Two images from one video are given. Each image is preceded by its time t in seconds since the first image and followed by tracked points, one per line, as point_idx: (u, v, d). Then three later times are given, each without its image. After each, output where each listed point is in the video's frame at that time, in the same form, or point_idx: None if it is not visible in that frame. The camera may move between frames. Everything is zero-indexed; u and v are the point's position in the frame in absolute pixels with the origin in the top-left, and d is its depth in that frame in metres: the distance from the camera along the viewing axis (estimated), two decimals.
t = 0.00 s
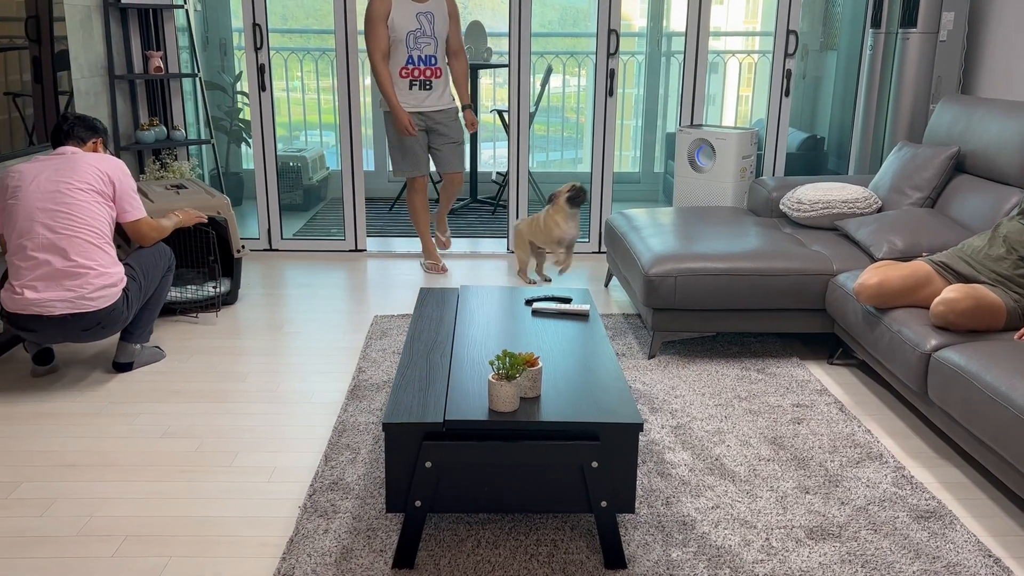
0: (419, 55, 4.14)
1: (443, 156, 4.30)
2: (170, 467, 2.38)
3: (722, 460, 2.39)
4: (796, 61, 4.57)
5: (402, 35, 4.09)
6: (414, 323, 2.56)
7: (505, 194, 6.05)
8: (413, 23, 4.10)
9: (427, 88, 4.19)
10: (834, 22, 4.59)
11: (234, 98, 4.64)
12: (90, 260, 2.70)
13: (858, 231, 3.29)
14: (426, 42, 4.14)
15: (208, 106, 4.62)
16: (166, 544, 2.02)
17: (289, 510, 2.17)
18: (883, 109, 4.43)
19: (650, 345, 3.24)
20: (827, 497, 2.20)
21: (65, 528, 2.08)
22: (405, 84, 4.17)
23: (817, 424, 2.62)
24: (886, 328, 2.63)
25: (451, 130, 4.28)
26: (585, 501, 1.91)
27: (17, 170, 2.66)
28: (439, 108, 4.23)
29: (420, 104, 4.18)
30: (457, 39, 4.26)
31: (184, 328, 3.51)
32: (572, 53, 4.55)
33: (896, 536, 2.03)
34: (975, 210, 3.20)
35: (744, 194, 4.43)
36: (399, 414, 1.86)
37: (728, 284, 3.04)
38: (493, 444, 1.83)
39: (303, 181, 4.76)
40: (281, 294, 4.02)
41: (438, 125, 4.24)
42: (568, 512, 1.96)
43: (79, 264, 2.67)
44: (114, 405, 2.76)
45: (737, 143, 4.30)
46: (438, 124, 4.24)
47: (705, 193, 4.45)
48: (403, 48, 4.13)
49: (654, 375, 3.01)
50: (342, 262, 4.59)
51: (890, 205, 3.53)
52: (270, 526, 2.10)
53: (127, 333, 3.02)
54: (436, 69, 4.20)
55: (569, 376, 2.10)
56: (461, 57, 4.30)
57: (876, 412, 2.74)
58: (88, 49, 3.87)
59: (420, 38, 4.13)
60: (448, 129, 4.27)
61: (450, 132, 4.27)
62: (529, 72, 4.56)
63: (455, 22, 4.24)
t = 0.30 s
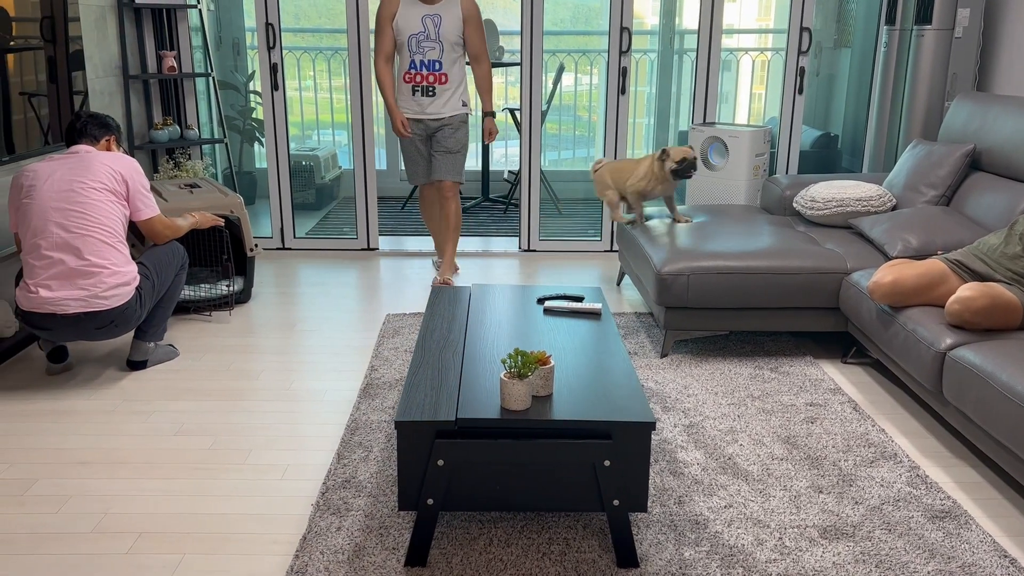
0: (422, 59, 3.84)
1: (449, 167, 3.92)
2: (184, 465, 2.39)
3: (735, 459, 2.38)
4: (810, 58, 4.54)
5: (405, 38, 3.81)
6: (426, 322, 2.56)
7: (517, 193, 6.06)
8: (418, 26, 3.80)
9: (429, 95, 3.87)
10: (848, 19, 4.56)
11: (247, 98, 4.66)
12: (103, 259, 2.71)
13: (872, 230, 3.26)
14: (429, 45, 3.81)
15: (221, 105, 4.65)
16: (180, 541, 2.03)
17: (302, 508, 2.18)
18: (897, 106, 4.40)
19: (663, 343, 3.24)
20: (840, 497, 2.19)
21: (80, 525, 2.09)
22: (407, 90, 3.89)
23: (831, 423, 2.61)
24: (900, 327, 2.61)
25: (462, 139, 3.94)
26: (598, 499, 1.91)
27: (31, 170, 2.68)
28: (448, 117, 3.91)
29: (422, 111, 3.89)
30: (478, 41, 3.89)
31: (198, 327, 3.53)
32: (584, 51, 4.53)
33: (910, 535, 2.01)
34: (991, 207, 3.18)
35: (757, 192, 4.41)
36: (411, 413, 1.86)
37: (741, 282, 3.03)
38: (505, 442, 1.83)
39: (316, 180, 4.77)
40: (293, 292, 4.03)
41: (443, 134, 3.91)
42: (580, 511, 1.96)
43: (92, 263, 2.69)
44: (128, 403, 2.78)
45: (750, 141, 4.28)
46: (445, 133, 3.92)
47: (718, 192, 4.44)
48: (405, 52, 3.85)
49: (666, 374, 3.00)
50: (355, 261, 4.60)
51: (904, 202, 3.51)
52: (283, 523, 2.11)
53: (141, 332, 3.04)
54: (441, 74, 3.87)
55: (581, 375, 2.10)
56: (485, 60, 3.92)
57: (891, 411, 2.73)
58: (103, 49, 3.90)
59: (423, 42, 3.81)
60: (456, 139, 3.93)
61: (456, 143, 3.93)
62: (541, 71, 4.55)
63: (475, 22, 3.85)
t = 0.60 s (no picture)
0: (419, 55, 3.66)
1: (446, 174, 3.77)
2: (197, 462, 2.41)
3: (746, 458, 2.37)
4: (822, 56, 4.52)
5: (405, 31, 3.67)
6: (438, 319, 2.57)
7: (528, 191, 6.06)
8: (419, 19, 3.63)
9: (426, 93, 3.69)
10: (861, 16, 4.53)
11: (259, 97, 4.67)
12: (117, 257, 2.73)
13: (885, 228, 3.25)
14: (427, 41, 3.64)
15: (233, 104, 4.66)
16: (195, 537, 2.04)
17: (314, 505, 2.19)
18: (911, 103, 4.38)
19: (674, 342, 3.23)
20: (853, 495, 2.18)
21: (96, 521, 2.11)
22: (406, 87, 3.73)
23: (843, 422, 2.60)
24: (914, 325, 2.60)
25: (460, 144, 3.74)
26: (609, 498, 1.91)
27: (45, 169, 2.70)
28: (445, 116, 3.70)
29: (419, 109, 3.70)
30: (484, 39, 3.62)
31: (211, 324, 3.55)
32: (596, 49, 4.52)
33: (924, 535, 2.00)
34: (1005, 206, 3.15)
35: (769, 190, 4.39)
36: (423, 411, 1.87)
37: (752, 280, 3.02)
38: (517, 440, 1.83)
39: (327, 178, 4.78)
40: (305, 290, 4.05)
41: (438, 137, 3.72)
42: (591, 508, 1.96)
43: (105, 261, 2.70)
44: (142, 400, 2.80)
45: (762, 138, 4.27)
46: (440, 136, 3.72)
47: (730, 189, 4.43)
48: (405, 47, 3.70)
49: (678, 372, 3.00)
50: (366, 259, 4.61)
51: (918, 200, 3.49)
52: (296, 520, 2.12)
53: (154, 329, 3.06)
54: (438, 73, 3.67)
55: (592, 373, 2.10)
56: (490, 61, 3.65)
57: (904, 410, 2.71)
58: (117, 48, 3.92)
59: (423, 37, 3.64)
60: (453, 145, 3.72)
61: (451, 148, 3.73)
62: (552, 69, 4.54)
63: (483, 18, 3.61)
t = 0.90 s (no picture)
0: (415, 58, 3.65)
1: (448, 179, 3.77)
2: (208, 459, 2.42)
3: (757, 456, 2.37)
4: (833, 53, 4.49)
5: (398, 35, 3.65)
6: (447, 317, 2.57)
7: (537, 189, 6.06)
8: (410, 21, 3.61)
9: (423, 95, 3.67)
10: (873, 13, 4.51)
11: (269, 95, 4.66)
12: (127, 255, 2.75)
13: (896, 225, 3.23)
14: (422, 42, 3.62)
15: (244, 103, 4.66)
16: (206, 534, 2.05)
17: (325, 502, 2.19)
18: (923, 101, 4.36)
19: (684, 340, 3.22)
20: (864, 494, 2.17)
21: (108, 518, 2.12)
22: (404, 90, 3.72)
23: (854, 421, 2.59)
24: (925, 324, 2.59)
25: (460, 147, 3.73)
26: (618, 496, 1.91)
27: (57, 168, 2.72)
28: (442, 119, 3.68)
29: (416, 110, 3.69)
30: (473, 33, 3.56)
31: (222, 322, 3.57)
32: (606, 47, 4.50)
33: (935, 534, 1.99)
34: (1018, 203, 3.14)
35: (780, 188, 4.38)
36: (432, 409, 1.87)
37: (762, 279, 3.01)
38: (526, 438, 1.83)
39: (337, 176, 4.79)
40: (315, 288, 4.06)
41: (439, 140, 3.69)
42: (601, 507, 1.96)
43: (116, 259, 2.72)
44: (153, 398, 2.82)
45: (773, 135, 4.26)
46: (439, 142, 3.69)
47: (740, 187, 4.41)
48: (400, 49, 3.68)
49: (688, 371, 2.99)
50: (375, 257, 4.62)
51: (929, 198, 3.47)
52: (306, 517, 2.13)
53: (165, 328, 3.08)
54: (435, 74, 3.65)
55: (601, 371, 2.10)
56: (477, 54, 3.56)
57: (915, 409, 2.70)
58: (128, 47, 3.94)
59: (417, 38, 3.62)
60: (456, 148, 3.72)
61: (455, 153, 3.72)
62: (562, 67, 4.53)
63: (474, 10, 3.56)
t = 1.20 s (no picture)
0: (394, 67, 3.50)
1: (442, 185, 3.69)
2: (217, 457, 2.43)
3: (765, 455, 2.36)
4: (842, 50, 4.47)
5: (370, 47, 3.50)
6: (455, 315, 2.57)
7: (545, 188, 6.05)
8: (381, 31, 3.45)
9: (409, 102, 3.54)
10: (882, 10, 4.49)
11: (277, 94, 4.68)
12: (136, 254, 2.75)
13: (905, 224, 3.21)
14: (397, 50, 3.47)
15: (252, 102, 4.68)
16: (215, 532, 2.06)
17: (333, 500, 2.20)
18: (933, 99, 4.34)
19: (691, 339, 3.22)
20: (872, 494, 2.16)
21: (117, 515, 2.13)
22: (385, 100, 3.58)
23: (863, 420, 2.58)
24: (934, 322, 2.58)
25: (450, 148, 3.65)
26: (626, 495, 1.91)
27: (66, 167, 2.74)
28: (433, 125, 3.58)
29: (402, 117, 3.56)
30: (444, 33, 3.44)
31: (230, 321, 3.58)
32: (613, 44, 4.50)
33: (944, 534, 1.99)
34: None
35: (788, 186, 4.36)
36: (440, 407, 1.87)
37: (771, 277, 3.00)
38: (534, 436, 1.83)
39: (345, 175, 4.86)
40: (323, 287, 4.06)
41: (430, 145, 3.60)
42: (609, 506, 1.96)
43: (124, 258, 2.73)
44: (163, 396, 2.83)
45: (781, 134, 4.24)
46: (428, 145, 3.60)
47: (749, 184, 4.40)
48: (375, 61, 3.53)
49: (696, 370, 2.99)
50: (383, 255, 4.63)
51: (939, 196, 3.45)
52: (314, 515, 2.13)
53: (174, 326, 3.09)
54: (417, 79, 3.51)
55: (609, 370, 2.10)
56: (452, 53, 3.46)
57: (924, 408, 2.69)
58: (136, 46, 3.95)
59: (392, 47, 3.47)
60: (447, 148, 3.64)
61: (447, 156, 3.65)
62: (569, 65, 4.52)
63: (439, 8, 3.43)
